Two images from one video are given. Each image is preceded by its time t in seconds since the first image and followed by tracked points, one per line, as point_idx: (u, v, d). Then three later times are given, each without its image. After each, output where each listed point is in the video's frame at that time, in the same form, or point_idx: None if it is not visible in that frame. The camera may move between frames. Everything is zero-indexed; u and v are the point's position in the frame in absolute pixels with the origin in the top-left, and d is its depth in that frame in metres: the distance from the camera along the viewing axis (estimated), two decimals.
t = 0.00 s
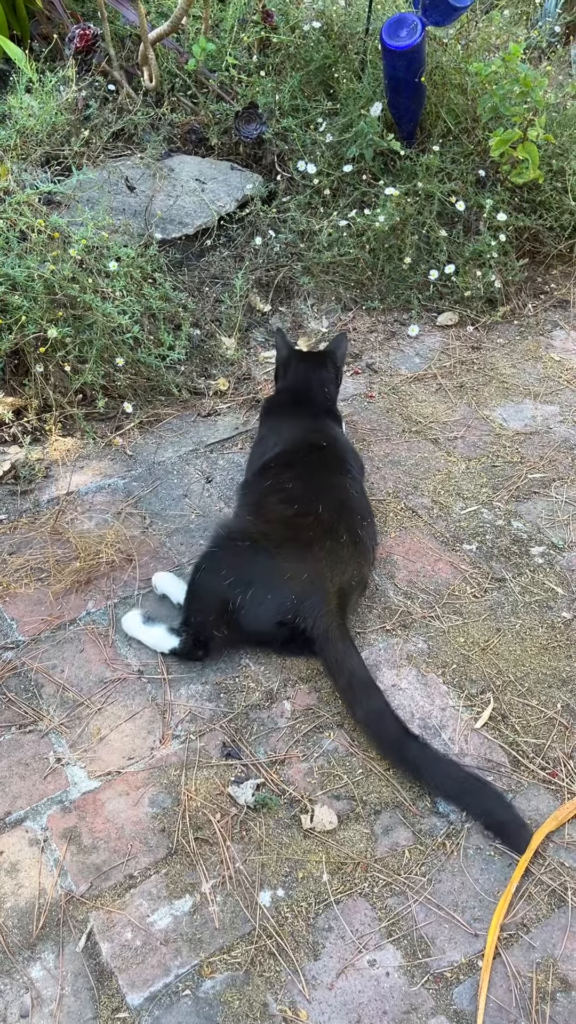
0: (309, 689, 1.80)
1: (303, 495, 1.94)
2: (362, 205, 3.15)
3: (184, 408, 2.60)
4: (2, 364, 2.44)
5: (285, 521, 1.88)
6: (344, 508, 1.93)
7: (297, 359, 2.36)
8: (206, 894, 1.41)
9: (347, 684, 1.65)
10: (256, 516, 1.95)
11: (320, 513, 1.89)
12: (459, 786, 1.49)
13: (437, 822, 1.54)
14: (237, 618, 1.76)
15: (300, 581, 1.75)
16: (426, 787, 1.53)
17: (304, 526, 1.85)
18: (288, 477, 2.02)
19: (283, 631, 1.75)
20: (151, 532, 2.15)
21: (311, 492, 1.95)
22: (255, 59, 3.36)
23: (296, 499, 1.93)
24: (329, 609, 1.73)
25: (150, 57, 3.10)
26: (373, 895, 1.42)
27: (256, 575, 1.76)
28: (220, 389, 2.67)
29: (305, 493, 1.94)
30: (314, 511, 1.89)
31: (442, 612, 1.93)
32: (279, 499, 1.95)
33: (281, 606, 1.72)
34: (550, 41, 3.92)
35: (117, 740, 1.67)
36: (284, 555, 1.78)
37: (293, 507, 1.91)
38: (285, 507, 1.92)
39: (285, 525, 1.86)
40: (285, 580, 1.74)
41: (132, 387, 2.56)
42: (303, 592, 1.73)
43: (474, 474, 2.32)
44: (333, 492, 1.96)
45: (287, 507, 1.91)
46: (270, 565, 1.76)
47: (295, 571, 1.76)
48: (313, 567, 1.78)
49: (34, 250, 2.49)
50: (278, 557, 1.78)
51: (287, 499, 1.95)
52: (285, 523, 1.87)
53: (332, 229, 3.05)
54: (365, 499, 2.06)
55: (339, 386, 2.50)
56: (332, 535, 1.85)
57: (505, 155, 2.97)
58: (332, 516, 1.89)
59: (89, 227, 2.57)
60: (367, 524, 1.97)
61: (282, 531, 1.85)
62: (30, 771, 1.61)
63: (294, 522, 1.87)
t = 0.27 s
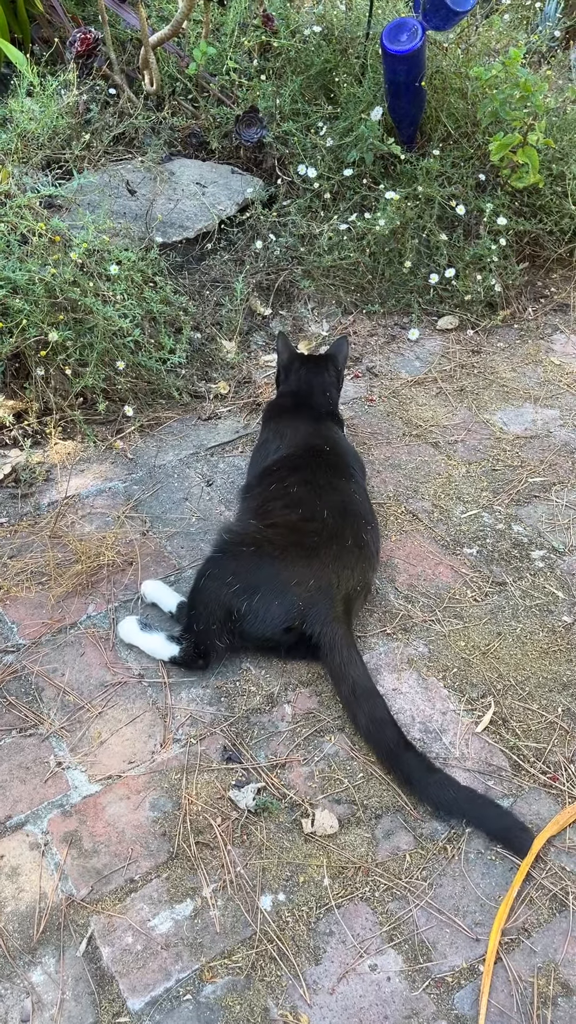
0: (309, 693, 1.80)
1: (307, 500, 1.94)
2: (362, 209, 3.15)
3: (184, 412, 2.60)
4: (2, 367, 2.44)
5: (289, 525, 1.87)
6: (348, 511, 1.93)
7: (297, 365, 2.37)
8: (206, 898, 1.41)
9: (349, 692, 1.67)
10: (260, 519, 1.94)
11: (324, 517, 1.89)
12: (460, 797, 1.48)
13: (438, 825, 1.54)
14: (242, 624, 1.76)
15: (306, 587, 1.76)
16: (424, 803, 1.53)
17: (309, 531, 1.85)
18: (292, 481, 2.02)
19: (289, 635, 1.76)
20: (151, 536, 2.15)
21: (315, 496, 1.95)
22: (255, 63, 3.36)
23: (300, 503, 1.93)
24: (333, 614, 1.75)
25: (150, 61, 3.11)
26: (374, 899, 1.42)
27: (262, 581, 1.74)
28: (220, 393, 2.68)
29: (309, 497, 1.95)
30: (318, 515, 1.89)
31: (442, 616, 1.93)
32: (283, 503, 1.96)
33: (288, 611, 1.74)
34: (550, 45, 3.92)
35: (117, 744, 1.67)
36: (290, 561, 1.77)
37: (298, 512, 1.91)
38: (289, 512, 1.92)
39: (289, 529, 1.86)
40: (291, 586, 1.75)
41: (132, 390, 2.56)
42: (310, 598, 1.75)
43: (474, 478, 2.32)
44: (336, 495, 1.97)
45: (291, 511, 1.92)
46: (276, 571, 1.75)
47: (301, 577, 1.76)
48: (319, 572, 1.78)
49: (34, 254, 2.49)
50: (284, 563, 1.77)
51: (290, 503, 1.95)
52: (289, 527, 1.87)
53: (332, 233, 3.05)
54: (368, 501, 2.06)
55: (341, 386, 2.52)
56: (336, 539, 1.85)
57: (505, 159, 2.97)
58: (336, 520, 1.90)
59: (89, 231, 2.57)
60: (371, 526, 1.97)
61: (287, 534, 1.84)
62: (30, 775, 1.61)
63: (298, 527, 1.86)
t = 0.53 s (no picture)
0: (309, 694, 1.80)
1: (307, 500, 1.94)
2: (362, 210, 3.16)
3: (183, 413, 2.60)
4: (2, 368, 2.44)
5: (290, 525, 1.88)
6: (348, 511, 1.93)
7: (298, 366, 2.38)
8: (205, 899, 1.41)
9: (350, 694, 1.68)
10: (260, 519, 1.95)
11: (324, 518, 1.90)
12: (458, 799, 1.49)
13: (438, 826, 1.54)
14: (243, 625, 1.76)
15: (307, 588, 1.76)
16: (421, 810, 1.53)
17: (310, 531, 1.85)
18: (293, 481, 2.03)
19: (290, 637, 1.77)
20: (150, 537, 2.15)
21: (316, 496, 1.96)
22: (255, 65, 3.36)
23: (300, 503, 1.94)
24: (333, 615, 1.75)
25: (150, 63, 3.11)
26: (373, 901, 1.42)
27: (263, 584, 1.75)
28: (220, 394, 2.68)
29: (310, 498, 1.95)
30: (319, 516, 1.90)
31: (442, 617, 1.93)
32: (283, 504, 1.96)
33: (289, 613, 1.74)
34: (550, 47, 3.93)
35: (116, 745, 1.67)
36: (290, 563, 1.77)
37: (298, 512, 1.91)
38: (290, 512, 1.92)
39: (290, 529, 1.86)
40: (292, 588, 1.75)
41: (132, 391, 2.56)
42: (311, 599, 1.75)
43: (474, 479, 2.32)
44: (337, 496, 1.97)
45: (292, 512, 1.92)
46: (276, 573, 1.76)
47: (302, 579, 1.76)
48: (320, 572, 1.78)
49: (34, 255, 2.49)
50: (284, 565, 1.77)
51: (291, 503, 1.96)
52: (290, 527, 1.87)
53: (332, 234, 3.05)
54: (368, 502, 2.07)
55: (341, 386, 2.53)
56: (337, 540, 1.85)
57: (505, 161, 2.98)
58: (336, 520, 1.90)
59: (89, 232, 2.57)
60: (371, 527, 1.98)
61: (287, 534, 1.84)
62: (29, 775, 1.61)
63: (299, 527, 1.87)
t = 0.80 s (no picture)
0: (308, 696, 1.80)
1: (307, 501, 1.95)
2: (361, 212, 3.16)
3: (183, 414, 2.60)
4: (2, 369, 2.44)
5: (290, 526, 1.88)
6: (348, 512, 1.94)
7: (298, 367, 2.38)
8: (205, 900, 1.41)
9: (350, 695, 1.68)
10: (260, 520, 1.95)
11: (324, 518, 1.90)
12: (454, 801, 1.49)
13: (438, 828, 1.54)
14: (243, 626, 1.76)
15: (306, 589, 1.76)
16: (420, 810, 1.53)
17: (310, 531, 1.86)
18: (293, 481, 2.03)
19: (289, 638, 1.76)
20: (150, 538, 2.16)
21: (316, 496, 1.97)
22: (255, 67, 3.37)
23: (300, 503, 1.94)
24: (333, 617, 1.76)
25: (150, 64, 3.11)
26: (372, 902, 1.42)
27: (262, 585, 1.75)
28: (219, 396, 2.68)
29: (310, 498, 1.96)
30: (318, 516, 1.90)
31: (441, 618, 1.93)
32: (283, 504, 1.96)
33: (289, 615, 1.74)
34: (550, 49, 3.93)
35: (116, 746, 1.67)
36: (290, 564, 1.78)
37: (298, 512, 1.92)
38: (290, 512, 1.93)
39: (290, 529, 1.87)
40: (292, 589, 1.75)
41: (131, 392, 2.56)
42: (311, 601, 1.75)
43: (473, 480, 2.32)
44: (337, 496, 1.98)
45: (292, 512, 1.93)
46: (276, 574, 1.76)
47: (301, 580, 1.76)
48: (320, 573, 1.79)
49: (34, 256, 2.49)
50: (284, 566, 1.77)
51: (291, 503, 1.96)
52: (290, 528, 1.88)
53: (331, 236, 3.05)
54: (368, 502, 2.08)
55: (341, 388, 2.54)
56: (337, 541, 1.86)
57: (504, 163, 2.98)
58: (336, 520, 1.91)
59: (89, 233, 2.57)
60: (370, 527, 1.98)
61: (287, 535, 1.85)
62: (29, 776, 1.61)
63: (298, 526, 1.87)
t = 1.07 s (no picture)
0: (307, 698, 1.80)
1: (307, 501, 1.96)
2: (361, 214, 3.17)
3: (182, 416, 2.61)
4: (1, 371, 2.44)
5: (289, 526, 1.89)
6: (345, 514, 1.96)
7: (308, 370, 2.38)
8: (203, 902, 1.41)
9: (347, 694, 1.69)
10: (262, 519, 1.96)
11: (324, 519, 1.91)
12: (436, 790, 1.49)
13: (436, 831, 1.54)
14: (242, 626, 1.77)
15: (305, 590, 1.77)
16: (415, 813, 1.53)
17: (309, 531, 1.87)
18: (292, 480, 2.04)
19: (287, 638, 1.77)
20: (149, 540, 2.16)
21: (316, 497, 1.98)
22: (254, 69, 3.37)
23: (300, 504, 1.95)
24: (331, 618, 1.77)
25: (150, 67, 3.12)
26: (370, 903, 1.42)
27: (262, 586, 1.75)
28: (219, 397, 2.68)
29: (309, 499, 1.97)
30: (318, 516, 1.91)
31: (439, 620, 1.93)
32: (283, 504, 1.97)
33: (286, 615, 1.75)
34: (549, 52, 3.94)
35: (114, 748, 1.67)
36: (290, 565, 1.78)
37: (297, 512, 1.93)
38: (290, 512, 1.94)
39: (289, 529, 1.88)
40: (291, 590, 1.76)
41: (131, 394, 2.56)
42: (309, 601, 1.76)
43: (472, 482, 2.33)
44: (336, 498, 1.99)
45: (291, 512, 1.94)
46: (276, 575, 1.76)
47: (301, 582, 1.77)
48: (319, 574, 1.80)
49: (33, 258, 2.50)
50: (284, 568, 1.77)
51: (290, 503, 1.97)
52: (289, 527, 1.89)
53: (331, 238, 3.06)
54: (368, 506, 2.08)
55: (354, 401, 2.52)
56: (336, 543, 1.86)
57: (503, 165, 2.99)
58: (335, 521, 1.92)
59: (89, 235, 2.58)
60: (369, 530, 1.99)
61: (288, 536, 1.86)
62: (27, 778, 1.61)
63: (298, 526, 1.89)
